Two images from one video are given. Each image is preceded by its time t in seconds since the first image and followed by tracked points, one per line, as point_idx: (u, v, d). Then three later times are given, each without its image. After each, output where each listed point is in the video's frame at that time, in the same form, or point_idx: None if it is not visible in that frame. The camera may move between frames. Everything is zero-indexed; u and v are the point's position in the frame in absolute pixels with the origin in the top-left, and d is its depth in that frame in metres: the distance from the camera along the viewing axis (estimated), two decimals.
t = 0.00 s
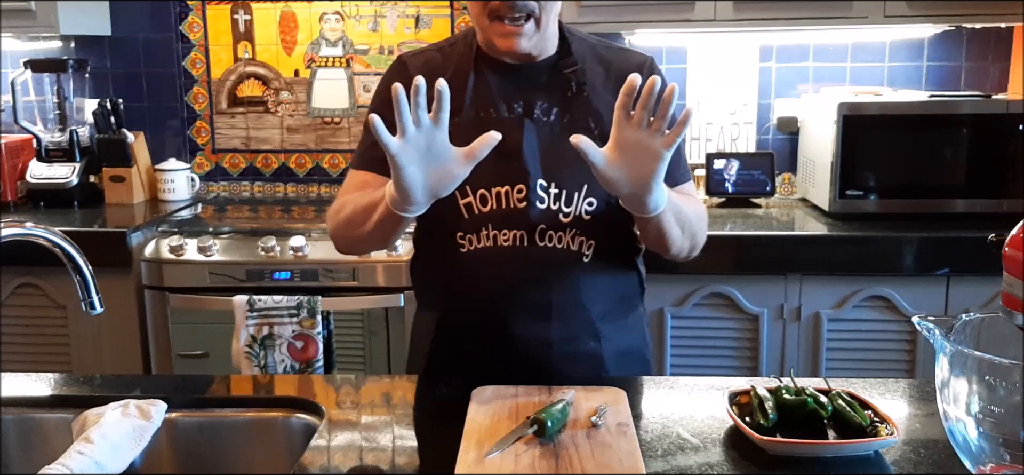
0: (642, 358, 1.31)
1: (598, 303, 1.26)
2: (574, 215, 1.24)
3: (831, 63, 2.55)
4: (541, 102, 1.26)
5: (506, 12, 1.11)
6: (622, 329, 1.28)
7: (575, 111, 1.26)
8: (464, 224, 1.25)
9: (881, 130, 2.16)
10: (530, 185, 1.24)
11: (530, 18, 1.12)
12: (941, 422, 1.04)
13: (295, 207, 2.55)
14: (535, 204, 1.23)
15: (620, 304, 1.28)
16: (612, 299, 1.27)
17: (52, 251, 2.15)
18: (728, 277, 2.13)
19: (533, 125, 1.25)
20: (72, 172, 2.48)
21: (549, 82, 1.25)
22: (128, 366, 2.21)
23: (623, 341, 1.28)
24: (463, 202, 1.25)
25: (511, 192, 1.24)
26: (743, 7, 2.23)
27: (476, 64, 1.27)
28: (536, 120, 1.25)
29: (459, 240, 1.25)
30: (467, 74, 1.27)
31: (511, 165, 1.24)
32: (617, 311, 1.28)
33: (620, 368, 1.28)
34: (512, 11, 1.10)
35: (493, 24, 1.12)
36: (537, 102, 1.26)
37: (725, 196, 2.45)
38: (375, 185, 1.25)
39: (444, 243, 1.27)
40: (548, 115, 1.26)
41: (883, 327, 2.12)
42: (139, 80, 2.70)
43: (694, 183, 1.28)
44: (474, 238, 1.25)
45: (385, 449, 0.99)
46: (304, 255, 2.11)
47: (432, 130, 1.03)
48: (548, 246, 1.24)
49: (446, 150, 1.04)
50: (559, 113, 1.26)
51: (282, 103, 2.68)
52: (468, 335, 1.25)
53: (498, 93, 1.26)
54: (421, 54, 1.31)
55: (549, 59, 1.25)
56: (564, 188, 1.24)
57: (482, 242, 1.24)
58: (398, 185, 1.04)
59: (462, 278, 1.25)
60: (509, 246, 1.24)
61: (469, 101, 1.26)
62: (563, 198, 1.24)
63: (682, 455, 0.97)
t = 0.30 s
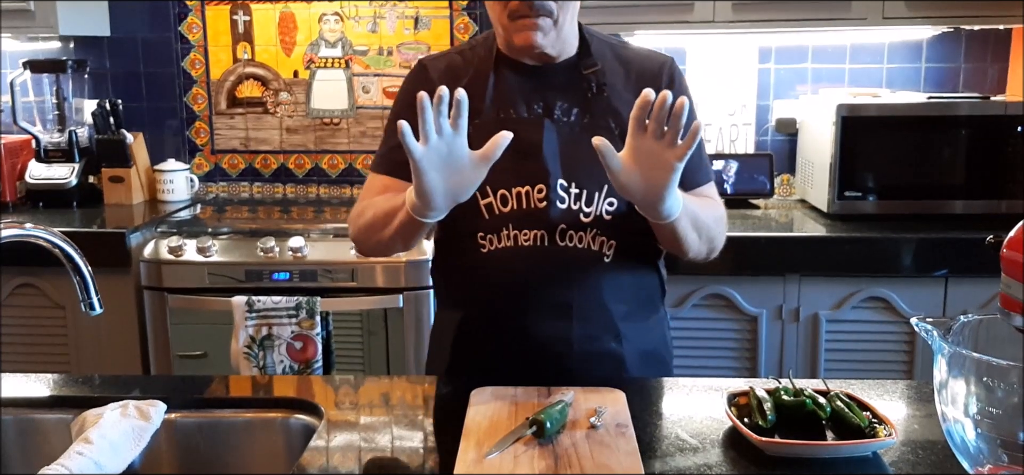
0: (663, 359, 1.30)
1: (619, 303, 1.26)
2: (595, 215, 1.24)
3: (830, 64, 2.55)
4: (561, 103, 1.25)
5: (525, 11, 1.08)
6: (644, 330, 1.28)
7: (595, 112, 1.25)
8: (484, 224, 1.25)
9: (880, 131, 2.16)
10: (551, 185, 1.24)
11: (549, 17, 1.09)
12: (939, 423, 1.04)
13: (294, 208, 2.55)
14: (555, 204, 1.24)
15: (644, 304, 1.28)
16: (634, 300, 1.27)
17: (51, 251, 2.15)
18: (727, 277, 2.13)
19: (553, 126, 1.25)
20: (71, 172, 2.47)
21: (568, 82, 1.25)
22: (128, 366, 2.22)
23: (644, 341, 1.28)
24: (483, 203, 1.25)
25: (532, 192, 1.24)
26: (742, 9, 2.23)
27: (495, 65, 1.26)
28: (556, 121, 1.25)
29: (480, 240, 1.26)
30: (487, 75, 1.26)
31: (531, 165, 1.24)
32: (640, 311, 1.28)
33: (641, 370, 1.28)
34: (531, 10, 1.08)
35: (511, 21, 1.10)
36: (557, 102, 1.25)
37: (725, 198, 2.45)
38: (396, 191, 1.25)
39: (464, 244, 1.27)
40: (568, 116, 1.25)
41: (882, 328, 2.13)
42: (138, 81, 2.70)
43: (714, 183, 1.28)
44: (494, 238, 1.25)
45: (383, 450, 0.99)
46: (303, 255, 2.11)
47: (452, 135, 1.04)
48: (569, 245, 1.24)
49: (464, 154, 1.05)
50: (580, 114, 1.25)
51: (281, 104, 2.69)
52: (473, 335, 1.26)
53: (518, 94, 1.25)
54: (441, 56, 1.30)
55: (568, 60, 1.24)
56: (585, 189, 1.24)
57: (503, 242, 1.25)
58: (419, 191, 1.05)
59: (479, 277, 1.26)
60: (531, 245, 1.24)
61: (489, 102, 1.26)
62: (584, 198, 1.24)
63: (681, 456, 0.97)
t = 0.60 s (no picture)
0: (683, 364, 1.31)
1: (640, 307, 1.26)
2: (614, 219, 1.24)
3: (829, 67, 2.55)
4: (582, 107, 1.24)
5: (545, 15, 1.06)
6: (663, 333, 1.28)
7: (615, 116, 1.24)
8: (503, 227, 1.25)
9: (880, 133, 2.17)
10: (569, 189, 1.23)
11: (569, 20, 1.07)
12: (939, 425, 1.04)
13: (293, 209, 2.55)
14: (573, 207, 1.23)
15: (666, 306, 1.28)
16: (656, 301, 1.27)
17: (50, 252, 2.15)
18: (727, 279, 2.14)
19: (572, 130, 1.24)
20: (71, 174, 2.47)
21: (589, 86, 1.24)
22: (127, 367, 2.22)
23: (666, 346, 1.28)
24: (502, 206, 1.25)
25: (550, 195, 1.24)
26: (742, 11, 2.23)
27: (516, 70, 1.25)
28: (576, 125, 1.25)
29: (497, 243, 1.25)
30: (508, 79, 1.25)
31: (550, 169, 1.24)
32: (661, 315, 1.28)
33: (661, 374, 1.28)
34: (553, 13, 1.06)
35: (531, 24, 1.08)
36: (577, 106, 1.24)
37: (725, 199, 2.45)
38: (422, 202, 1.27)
39: (481, 247, 1.27)
40: (588, 120, 1.24)
41: (881, 330, 2.13)
42: (138, 82, 2.70)
43: (736, 189, 1.27)
44: (513, 241, 1.25)
45: (383, 452, 0.99)
46: (302, 257, 2.10)
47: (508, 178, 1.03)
48: (586, 250, 1.24)
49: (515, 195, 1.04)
50: (600, 118, 1.25)
51: (281, 105, 2.69)
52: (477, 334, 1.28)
53: (538, 98, 1.24)
54: (462, 61, 1.28)
55: (590, 64, 1.23)
56: (604, 193, 1.24)
57: (520, 245, 1.25)
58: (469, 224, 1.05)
59: (493, 278, 1.26)
60: (548, 249, 1.24)
61: (510, 106, 1.25)
62: (603, 202, 1.23)
63: (681, 457, 0.97)
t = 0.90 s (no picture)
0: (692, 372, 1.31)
1: (643, 320, 1.26)
2: (620, 229, 1.25)
3: (829, 71, 2.55)
4: (595, 115, 1.25)
5: (567, 19, 1.06)
6: (670, 344, 1.28)
7: (627, 125, 1.25)
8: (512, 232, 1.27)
9: (879, 137, 2.17)
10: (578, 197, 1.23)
11: (590, 25, 1.07)
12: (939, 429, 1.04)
13: (293, 212, 2.55)
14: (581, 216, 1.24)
15: (669, 321, 1.29)
16: (664, 315, 1.28)
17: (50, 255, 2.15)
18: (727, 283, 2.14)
19: (584, 137, 1.24)
20: (71, 177, 2.48)
21: (603, 94, 1.24)
22: (127, 370, 2.21)
23: (672, 357, 1.29)
24: (512, 211, 1.26)
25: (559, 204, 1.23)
26: (741, 15, 2.24)
27: (533, 75, 1.26)
28: (588, 133, 1.25)
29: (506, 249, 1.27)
30: (524, 84, 1.25)
31: (559, 176, 1.23)
32: (668, 325, 1.29)
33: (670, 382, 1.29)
34: (572, 18, 1.06)
35: (552, 29, 1.08)
36: (590, 114, 1.25)
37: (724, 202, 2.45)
38: (443, 205, 1.26)
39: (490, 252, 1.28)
40: (600, 128, 1.25)
41: (881, 334, 2.13)
42: (139, 85, 2.70)
43: (746, 203, 1.27)
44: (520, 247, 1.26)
45: (382, 455, 0.99)
46: (302, 260, 2.10)
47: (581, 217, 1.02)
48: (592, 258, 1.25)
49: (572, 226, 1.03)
50: (612, 127, 1.25)
51: (281, 109, 2.69)
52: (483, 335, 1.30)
53: (552, 104, 1.25)
54: (481, 63, 1.28)
55: (606, 72, 1.24)
56: (612, 203, 1.24)
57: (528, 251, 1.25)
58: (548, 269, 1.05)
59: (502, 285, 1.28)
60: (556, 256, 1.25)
61: (525, 111, 1.25)
62: (609, 212, 1.25)
63: (681, 461, 0.97)
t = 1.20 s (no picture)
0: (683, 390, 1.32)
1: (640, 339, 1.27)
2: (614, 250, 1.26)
3: (826, 92, 2.57)
4: (589, 136, 1.26)
5: (562, 40, 1.13)
6: (667, 362, 1.29)
7: (622, 147, 1.25)
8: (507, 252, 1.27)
9: (877, 158, 2.18)
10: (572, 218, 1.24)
11: (585, 47, 1.14)
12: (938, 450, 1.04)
13: (292, 233, 2.56)
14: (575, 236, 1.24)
15: (665, 338, 1.29)
16: (659, 333, 1.29)
17: (49, 275, 2.15)
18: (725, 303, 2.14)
19: (579, 158, 1.25)
20: (71, 197, 2.49)
21: (597, 115, 1.26)
22: (125, 391, 2.21)
23: (667, 375, 1.29)
24: (507, 231, 1.26)
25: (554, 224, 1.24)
26: (738, 37, 2.26)
27: (528, 96, 1.27)
28: (583, 154, 1.26)
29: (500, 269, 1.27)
30: (519, 105, 1.26)
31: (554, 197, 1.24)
32: (662, 344, 1.29)
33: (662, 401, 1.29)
34: (568, 39, 1.13)
35: (549, 51, 1.15)
36: (585, 135, 1.26)
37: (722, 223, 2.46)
38: (436, 223, 1.26)
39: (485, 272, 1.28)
40: (595, 149, 1.26)
41: (880, 355, 2.13)
42: (139, 106, 2.71)
43: (740, 223, 1.27)
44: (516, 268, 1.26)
45: None
46: (301, 280, 2.11)
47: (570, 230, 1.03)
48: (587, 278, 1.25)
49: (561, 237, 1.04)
50: (607, 148, 1.26)
51: (281, 129, 2.70)
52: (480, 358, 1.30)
53: (548, 126, 1.25)
54: (477, 81, 1.29)
55: (601, 94, 1.25)
56: (606, 223, 1.25)
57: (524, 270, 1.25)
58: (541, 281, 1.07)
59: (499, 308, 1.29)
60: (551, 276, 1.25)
61: (520, 132, 1.26)
62: (604, 233, 1.25)
63: None
